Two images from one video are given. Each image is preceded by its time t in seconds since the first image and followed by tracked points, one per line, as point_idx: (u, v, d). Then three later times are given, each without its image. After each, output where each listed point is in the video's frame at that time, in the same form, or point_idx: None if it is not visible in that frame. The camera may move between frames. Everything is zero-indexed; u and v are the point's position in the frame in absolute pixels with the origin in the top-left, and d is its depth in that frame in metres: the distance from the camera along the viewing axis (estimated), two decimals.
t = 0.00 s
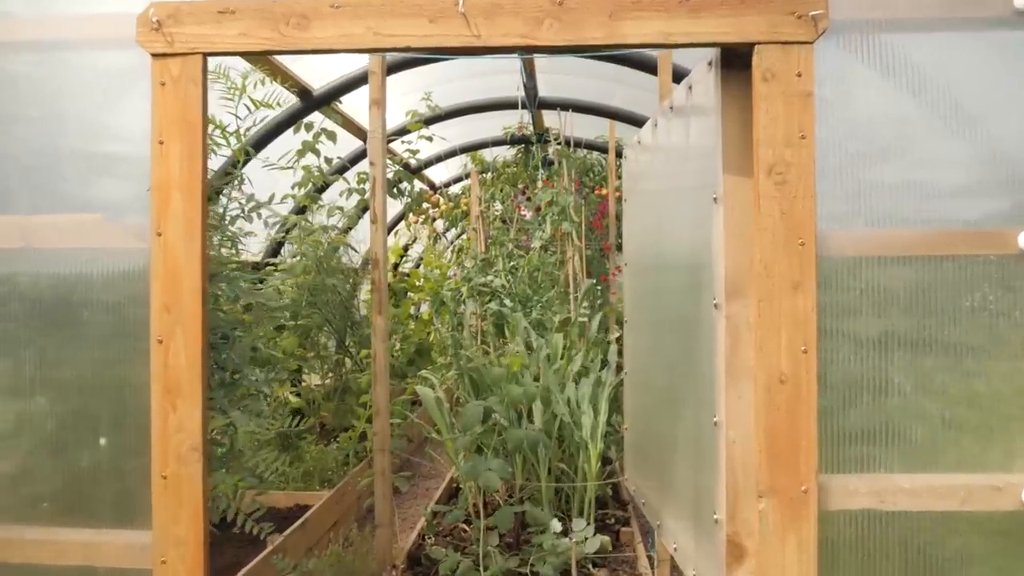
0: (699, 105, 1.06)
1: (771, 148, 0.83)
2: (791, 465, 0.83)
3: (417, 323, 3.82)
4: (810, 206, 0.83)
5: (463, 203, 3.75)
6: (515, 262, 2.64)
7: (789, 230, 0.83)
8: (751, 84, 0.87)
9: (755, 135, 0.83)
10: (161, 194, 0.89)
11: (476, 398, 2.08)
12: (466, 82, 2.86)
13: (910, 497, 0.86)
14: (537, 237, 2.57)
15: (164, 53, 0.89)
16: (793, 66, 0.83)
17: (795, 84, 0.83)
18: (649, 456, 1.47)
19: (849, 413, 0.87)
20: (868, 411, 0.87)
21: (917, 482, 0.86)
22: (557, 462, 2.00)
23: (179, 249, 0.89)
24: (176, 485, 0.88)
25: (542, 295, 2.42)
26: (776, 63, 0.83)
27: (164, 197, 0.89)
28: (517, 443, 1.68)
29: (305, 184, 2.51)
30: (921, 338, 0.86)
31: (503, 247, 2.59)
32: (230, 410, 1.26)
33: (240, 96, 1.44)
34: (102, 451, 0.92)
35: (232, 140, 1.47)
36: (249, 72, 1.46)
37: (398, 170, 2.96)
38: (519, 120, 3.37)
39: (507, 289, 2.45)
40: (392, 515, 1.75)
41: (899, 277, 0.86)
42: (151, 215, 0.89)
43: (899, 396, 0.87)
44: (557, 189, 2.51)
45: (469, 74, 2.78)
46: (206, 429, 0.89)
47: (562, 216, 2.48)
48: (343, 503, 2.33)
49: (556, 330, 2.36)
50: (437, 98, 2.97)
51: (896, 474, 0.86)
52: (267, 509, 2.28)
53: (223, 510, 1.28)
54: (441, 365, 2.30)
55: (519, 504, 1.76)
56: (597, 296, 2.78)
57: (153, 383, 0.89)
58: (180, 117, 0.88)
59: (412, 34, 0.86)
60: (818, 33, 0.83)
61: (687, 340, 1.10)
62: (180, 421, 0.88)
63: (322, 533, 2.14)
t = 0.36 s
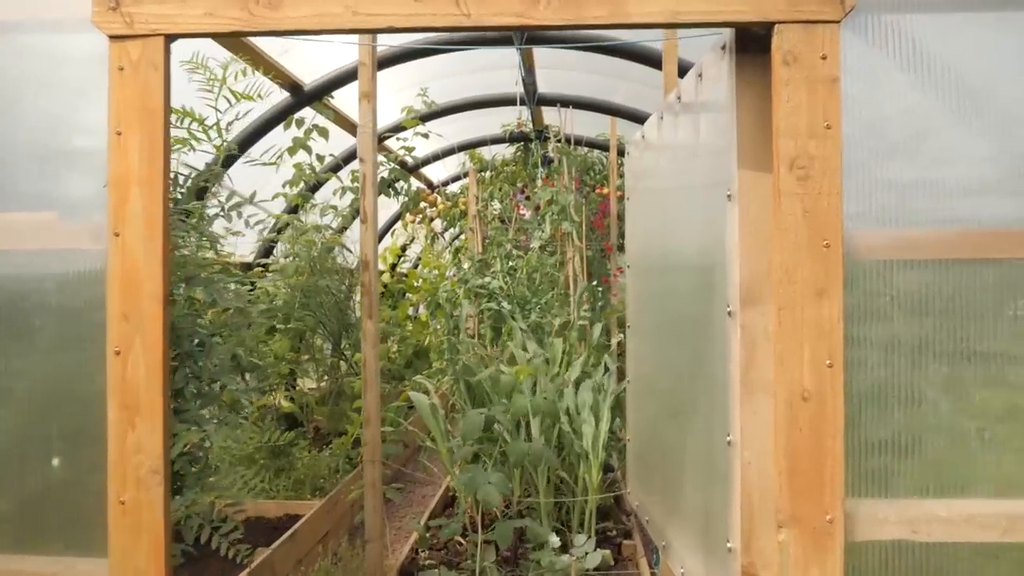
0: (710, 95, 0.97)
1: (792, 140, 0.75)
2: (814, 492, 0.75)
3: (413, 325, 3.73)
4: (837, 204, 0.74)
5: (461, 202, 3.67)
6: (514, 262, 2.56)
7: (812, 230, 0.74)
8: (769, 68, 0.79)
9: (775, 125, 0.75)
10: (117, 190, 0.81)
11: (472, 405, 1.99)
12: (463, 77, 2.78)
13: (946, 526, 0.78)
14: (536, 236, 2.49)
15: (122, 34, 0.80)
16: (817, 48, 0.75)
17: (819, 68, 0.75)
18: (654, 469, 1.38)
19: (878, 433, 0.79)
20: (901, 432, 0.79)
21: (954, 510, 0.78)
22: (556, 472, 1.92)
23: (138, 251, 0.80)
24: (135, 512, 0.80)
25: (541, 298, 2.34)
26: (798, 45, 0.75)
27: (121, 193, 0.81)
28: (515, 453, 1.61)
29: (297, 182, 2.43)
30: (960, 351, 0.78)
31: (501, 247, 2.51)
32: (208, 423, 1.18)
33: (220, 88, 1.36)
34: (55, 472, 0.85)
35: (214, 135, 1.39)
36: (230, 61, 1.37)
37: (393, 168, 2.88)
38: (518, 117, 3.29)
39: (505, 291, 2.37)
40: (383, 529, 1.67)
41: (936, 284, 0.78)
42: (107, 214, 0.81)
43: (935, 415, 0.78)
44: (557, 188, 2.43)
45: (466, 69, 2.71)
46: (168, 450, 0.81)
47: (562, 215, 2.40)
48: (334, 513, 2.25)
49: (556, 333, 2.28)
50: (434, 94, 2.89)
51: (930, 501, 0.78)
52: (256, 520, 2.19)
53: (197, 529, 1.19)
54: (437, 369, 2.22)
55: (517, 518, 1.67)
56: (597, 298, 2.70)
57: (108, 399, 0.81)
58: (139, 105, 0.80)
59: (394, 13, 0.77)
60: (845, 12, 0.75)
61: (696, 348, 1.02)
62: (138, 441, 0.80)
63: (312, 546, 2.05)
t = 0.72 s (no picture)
0: (722, 87, 0.90)
1: (817, 135, 0.68)
2: (841, 525, 0.67)
3: (411, 327, 3.66)
4: (867, 206, 0.67)
5: (459, 203, 3.60)
6: (513, 265, 2.49)
7: (839, 235, 0.67)
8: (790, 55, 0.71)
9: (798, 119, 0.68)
10: (74, 191, 0.74)
11: (470, 413, 1.92)
12: (461, 74, 2.71)
13: (986, 562, 0.71)
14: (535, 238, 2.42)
15: (78, 19, 0.73)
16: (844, 34, 0.68)
17: (846, 56, 0.68)
18: (659, 485, 1.31)
19: (910, 460, 0.72)
20: (936, 458, 0.71)
21: (995, 545, 0.71)
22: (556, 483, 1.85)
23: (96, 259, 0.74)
24: (93, 544, 0.73)
25: (541, 302, 2.27)
26: (824, 30, 0.68)
27: (78, 195, 0.74)
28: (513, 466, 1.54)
29: (290, 182, 2.37)
30: (1000, 369, 0.71)
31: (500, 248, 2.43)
32: (186, 439, 1.11)
33: (201, 84, 1.29)
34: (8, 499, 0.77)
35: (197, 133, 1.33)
36: (213, 54, 1.30)
37: (389, 168, 2.81)
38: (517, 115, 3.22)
39: (504, 295, 2.30)
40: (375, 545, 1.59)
41: (977, 294, 0.70)
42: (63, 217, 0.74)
43: (975, 439, 0.71)
44: (557, 188, 2.36)
45: (465, 66, 2.64)
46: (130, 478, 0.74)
47: (562, 217, 2.33)
48: (327, 523, 2.17)
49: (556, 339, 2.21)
50: (432, 92, 2.82)
51: (969, 535, 0.71)
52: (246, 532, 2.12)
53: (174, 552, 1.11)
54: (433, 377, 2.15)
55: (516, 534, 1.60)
56: (599, 301, 2.63)
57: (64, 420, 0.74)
58: (97, 98, 0.73)
59: None
60: None
61: (705, 359, 0.95)
62: (97, 467, 0.73)
63: (303, 559, 1.98)
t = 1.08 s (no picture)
0: (739, 77, 0.84)
1: (852, 127, 0.60)
2: (880, 563, 0.60)
3: (410, 330, 3.59)
4: (909, 206, 0.60)
5: (459, 203, 3.52)
6: (513, 266, 2.42)
7: (878, 239, 0.60)
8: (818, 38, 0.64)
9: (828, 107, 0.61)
10: (25, 188, 0.69)
11: (468, 422, 1.84)
12: (459, 70, 2.64)
13: None
14: (535, 238, 2.35)
15: None
16: (883, 13, 0.61)
17: (885, 38, 0.61)
18: (668, 501, 1.24)
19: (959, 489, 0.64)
20: (987, 487, 0.64)
21: None
22: (557, 493, 1.78)
23: (50, 263, 0.69)
24: None
25: (541, 305, 2.20)
26: (861, 9, 0.61)
27: (30, 192, 0.69)
28: (512, 478, 1.46)
29: (283, 181, 2.30)
30: None
31: (500, 248, 2.36)
32: (163, 454, 1.04)
33: (182, 76, 1.22)
34: None
35: (178, 130, 1.25)
36: (195, 45, 1.22)
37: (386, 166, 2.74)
38: (517, 113, 3.15)
39: (503, 297, 2.23)
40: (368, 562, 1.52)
41: None
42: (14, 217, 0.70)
43: None
44: (559, 188, 2.29)
45: (463, 61, 2.57)
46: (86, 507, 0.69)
47: (564, 217, 2.26)
48: (321, 534, 2.10)
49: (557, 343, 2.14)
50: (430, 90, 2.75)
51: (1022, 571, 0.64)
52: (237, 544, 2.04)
53: None
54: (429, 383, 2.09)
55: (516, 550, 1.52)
56: (602, 303, 2.56)
57: (16, 445, 0.69)
58: (51, 85, 0.69)
59: None
60: None
61: (720, 371, 0.88)
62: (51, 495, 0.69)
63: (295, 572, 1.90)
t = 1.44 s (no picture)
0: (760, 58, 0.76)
1: (904, 110, 0.53)
2: None
3: (408, 332, 3.52)
4: (968, 203, 0.53)
5: (458, 202, 3.45)
6: (514, 267, 2.34)
7: (934, 238, 0.53)
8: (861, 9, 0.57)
9: (875, 84, 0.54)
10: None
11: (467, 430, 1.77)
12: (459, 65, 2.57)
13: None
14: (536, 239, 2.28)
15: None
16: None
17: (940, 9, 0.53)
18: (678, 517, 1.16)
19: None
20: None
21: None
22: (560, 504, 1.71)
23: None
24: None
25: (543, 306, 2.12)
26: None
27: None
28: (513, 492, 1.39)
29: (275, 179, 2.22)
30: None
31: (499, 248, 2.28)
32: (136, 469, 0.97)
33: (160, 65, 1.14)
34: None
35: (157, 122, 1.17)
36: (173, 31, 1.15)
37: (384, 164, 2.66)
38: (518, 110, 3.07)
39: (503, 300, 2.15)
40: None
41: None
42: None
43: None
44: (561, 186, 2.20)
45: (462, 56, 2.50)
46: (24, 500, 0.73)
47: (566, 216, 2.18)
48: (315, 545, 2.03)
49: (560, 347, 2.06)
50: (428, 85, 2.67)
51: None
52: (227, 556, 1.97)
53: None
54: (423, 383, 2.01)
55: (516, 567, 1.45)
56: (605, 305, 2.49)
57: None
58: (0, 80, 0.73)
59: None
60: None
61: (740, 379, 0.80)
62: None
63: None
